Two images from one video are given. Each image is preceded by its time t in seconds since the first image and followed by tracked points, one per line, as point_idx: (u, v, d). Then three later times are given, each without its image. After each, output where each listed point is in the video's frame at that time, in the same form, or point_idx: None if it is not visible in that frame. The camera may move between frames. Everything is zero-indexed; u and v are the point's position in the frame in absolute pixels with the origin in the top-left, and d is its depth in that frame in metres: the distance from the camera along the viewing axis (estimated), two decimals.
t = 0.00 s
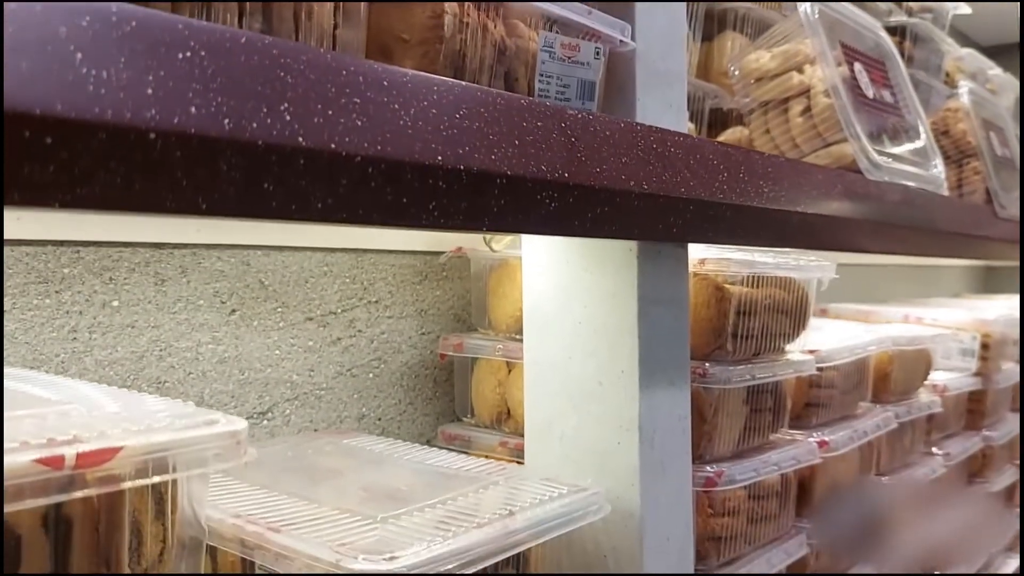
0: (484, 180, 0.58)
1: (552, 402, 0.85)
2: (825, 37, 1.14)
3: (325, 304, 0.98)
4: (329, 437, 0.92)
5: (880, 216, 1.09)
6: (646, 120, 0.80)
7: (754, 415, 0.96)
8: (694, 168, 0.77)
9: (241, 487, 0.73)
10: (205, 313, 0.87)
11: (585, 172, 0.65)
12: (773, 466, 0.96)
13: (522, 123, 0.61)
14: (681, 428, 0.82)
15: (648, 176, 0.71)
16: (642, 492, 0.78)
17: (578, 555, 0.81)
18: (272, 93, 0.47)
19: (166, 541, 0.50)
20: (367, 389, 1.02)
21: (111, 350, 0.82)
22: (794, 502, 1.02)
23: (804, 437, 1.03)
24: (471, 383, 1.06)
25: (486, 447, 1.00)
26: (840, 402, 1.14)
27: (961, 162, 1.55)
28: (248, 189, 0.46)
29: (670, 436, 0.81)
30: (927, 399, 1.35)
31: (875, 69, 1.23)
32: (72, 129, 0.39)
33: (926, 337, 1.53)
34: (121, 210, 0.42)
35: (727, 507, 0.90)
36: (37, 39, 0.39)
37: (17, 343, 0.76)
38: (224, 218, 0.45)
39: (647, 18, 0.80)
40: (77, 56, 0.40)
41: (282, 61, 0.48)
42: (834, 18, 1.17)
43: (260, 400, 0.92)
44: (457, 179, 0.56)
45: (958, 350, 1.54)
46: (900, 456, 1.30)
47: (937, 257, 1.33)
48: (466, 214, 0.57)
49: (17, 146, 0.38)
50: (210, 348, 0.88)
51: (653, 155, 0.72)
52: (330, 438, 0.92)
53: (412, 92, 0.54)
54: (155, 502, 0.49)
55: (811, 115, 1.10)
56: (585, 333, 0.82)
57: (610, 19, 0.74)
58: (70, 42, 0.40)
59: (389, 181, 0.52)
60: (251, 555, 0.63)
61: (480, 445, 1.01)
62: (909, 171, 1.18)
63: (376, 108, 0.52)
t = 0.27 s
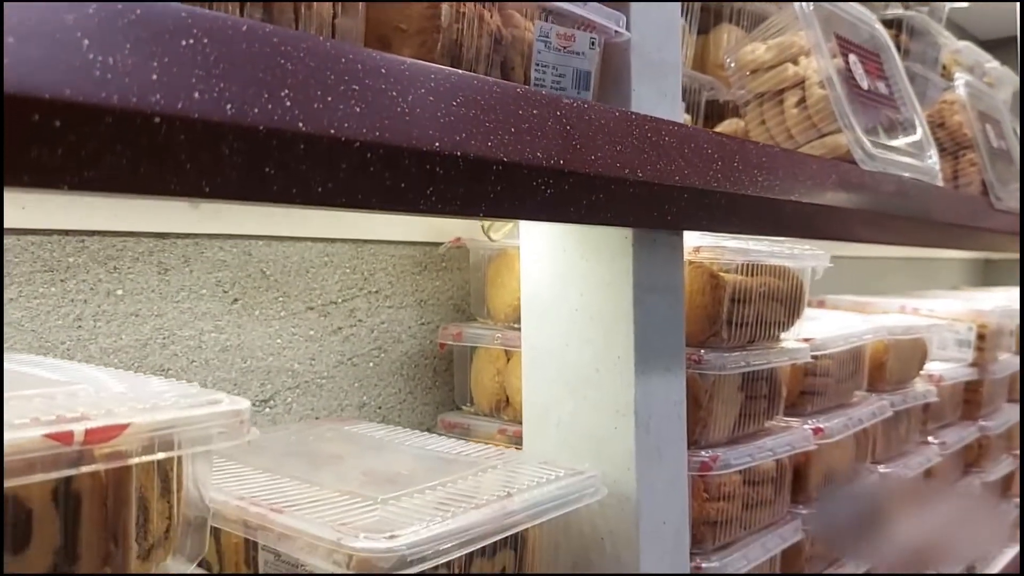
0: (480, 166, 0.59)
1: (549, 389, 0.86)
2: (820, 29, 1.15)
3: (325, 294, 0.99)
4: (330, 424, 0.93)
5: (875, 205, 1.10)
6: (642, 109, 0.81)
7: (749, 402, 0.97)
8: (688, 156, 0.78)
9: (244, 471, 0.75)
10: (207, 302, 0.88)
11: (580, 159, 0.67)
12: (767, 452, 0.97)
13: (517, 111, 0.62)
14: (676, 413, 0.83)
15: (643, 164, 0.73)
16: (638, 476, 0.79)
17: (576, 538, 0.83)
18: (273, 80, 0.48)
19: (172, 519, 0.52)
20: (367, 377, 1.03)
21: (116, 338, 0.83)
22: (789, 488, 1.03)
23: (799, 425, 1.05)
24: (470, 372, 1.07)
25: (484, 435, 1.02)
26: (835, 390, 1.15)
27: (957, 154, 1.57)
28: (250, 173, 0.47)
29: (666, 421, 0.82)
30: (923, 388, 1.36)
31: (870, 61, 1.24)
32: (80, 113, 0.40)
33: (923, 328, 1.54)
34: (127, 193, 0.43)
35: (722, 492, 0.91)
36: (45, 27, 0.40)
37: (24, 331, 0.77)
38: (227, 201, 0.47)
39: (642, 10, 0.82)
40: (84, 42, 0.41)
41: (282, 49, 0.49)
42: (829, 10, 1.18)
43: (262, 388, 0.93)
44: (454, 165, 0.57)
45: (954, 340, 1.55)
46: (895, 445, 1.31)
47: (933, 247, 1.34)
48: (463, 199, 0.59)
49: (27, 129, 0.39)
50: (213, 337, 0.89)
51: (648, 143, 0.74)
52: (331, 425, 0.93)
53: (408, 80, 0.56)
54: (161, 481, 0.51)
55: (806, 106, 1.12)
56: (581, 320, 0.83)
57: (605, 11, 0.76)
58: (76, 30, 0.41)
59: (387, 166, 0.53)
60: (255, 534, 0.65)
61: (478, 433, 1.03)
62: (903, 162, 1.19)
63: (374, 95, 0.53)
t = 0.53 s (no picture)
0: (494, 141, 0.60)
1: (558, 366, 0.87)
2: (824, 14, 1.16)
3: (336, 275, 1.00)
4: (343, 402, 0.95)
5: (879, 187, 1.11)
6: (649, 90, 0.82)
7: (754, 380, 0.98)
8: (695, 135, 0.79)
9: (261, 445, 0.76)
10: (221, 282, 0.90)
11: (590, 136, 0.68)
12: (772, 430, 0.98)
13: (528, 88, 0.64)
14: (683, 388, 0.85)
15: (651, 142, 0.74)
16: (646, 450, 0.81)
17: (585, 511, 0.85)
18: (294, 54, 0.49)
19: (196, 483, 0.54)
20: (377, 358, 1.05)
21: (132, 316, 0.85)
22: (793, 466, 1.05)
23: (803, 404, 1.06)
24: (479, 353, 1.08)
25: (493, 415, 1.03)
26: (838, 370, 1.16)
27: (958, 140, 1.58)
28: (273, 144, 0.49)
29: (673, 397, 0.84)
30: (925, 371, 1.38)
31: (873, 46, 1.26)
32: (112, 81, 0.42)
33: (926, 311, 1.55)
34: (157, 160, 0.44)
35: (728, 468, 0.92)
36: None
37: (44, 308, 0.79)
38: (251, 170, 0.48)
39: None
40: (115, 13, 0.43)
41: (302, 24, 0.50)
42: None
43: (275, 367, 0.95)
44: (467, 139, 0.59)
45: (957, 325, 1.57)
46: (897, 426, 1.32)
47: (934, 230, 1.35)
48: (476, 173, 0.60)
49: (63, 96, 0.41)
50: (227, 316, 0.91)
51: (655, 122, 0.75)
52: (343, 403, 0.95)
53: (423, 56, 0.57)
54: (186, 444, 0.53)
55: (810, 89, 1.13)
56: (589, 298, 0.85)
57: None
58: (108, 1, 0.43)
59: (403, 139, 0.55)
60: (275, 502, 0.67)
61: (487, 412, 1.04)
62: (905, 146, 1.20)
63: (390, 70, 0.54)
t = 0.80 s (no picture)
0: (514, 112, 0.61)
1: (571, 340, 0.89)
2: None
3: (351, 254, 1.01)
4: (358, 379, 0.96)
5: (888, 169, 1.12)
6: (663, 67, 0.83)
7: (764, 357, 1.00)
8: (708, 112, 0.80)
9: (283, 417, 0.77)
10: (239, 260, 0.91)
11: (607, 110, 0.69)
12: (782, 406, 1.00)
13: (547, 61, 0.65)
14: (694, 363, 0.86)
15: (666, 116, 0.75)
16: (659, 422, 0.82)
17: (599, 483, 0.86)
18: (324, 22, 0.50)
19: (226, 443, 0.55)
20: (391, 337, 1.06)
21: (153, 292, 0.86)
22: (802, 442, 1.06)
23: (812, 381, 1.08)
24: (491, 331, 1.10)
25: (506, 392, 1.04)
26: (846, 349, 1.18)
27: (964, 125, 1.58)
28: (304, 109, 0.50)
29: (685, 370, 0.85)
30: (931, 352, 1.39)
31: (879, 29, 1.27)
32: (151, 44, 0.43)
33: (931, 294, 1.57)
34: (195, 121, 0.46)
35: (739, 442, 0.94)
36: None
37: (68, 282, 0.80)
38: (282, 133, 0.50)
39: None
40: None
41: None
42: None
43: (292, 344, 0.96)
44: (489, 110, 0.60)
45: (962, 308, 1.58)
46: (902, 406, 1.34)
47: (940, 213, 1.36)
48: (496, 142, 0.62)
49: (105, 57, 0.42)
50: (245, 293, 0.92)
51: (670, 98, 0.75)
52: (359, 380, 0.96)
53: (446, 27, 0.58)
54: (217, 405, 0.54)
55: (818, 71, 1.14)
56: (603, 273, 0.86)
57: None
58: None
59: (427, 108, 0.56)
60: (300, 471, 0.70)
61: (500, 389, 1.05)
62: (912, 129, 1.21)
63: (415, 40, 0.55)
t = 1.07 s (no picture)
0: (520, 67, 0.61)
1: (575, 307, 0.89)
2: None
3: (355, 224, 1.01)
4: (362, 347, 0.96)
5: (895, 140, 1.11)
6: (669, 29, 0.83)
7: (770, 327, 0.99)
8: (715, 74, 0.78)
9: (289, 381, 0.77)
10: (242, 227, 0.91)
11: (614, 68, 0.68)
12: (788, 375, 1.00)
13: (553, 18, 0.64)
14: (700, 330, 0.85)
15: (672, 77, 0.74)
16: (665, 387, 0.82)
17: (604, 449, 0.86)
18: None
19: (231, 398, 0.55)
20: (395, 308, 1.05)
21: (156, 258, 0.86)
22: (807, 413, 1.06)
23: (818, 352, 1.07)
24: (495, 302, 1.09)
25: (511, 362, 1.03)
26: (852, 322, 1.17)
27: (969, 100, 1.57)
28: (309, 56, 0.50)
29: (691, 336, 0.84)
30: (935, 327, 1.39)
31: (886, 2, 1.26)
32: None
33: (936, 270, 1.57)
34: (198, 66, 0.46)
35: (745, 410, 0.93)
36: None
37: (71, 246, 0.80)
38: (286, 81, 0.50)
39: None
40: None
41: None
42: None
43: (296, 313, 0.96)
44: (493, 63, 0.59)
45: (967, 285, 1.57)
46: (907, 381, 1.34)
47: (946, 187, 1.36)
48: (502, 97, 0.61)
49: None
50: (249, 261, 0.92)
51: (677, 59, 0.74)
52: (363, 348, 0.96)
53: None
54: (222, 357, 0.54)
55: (825, 41, 1.13)
56: (608, 239, 0.85)
57: None
58: None
59: (432, 59, 0.55)
60: (306, 430, 0.70)
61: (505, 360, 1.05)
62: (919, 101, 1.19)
63: None
